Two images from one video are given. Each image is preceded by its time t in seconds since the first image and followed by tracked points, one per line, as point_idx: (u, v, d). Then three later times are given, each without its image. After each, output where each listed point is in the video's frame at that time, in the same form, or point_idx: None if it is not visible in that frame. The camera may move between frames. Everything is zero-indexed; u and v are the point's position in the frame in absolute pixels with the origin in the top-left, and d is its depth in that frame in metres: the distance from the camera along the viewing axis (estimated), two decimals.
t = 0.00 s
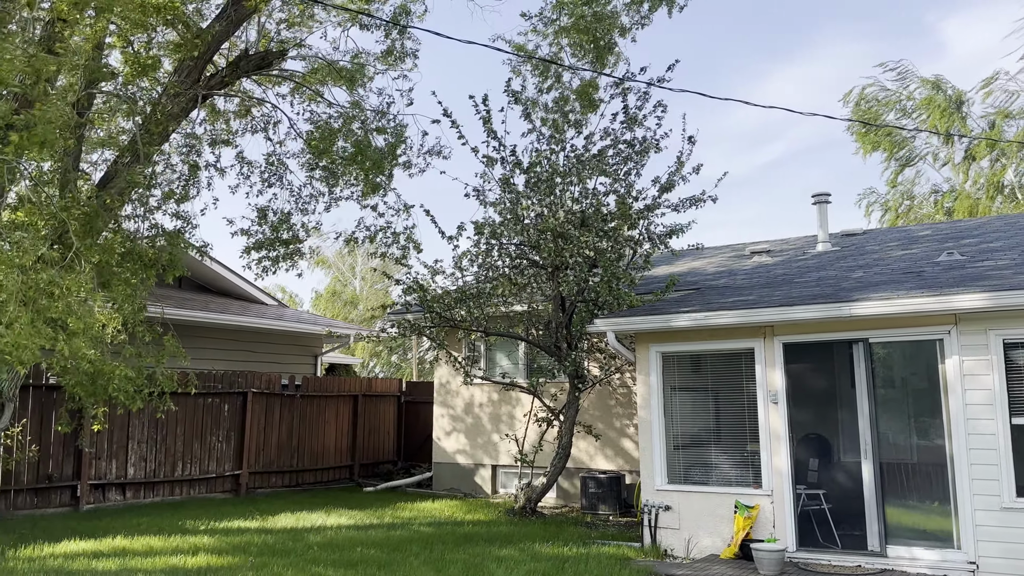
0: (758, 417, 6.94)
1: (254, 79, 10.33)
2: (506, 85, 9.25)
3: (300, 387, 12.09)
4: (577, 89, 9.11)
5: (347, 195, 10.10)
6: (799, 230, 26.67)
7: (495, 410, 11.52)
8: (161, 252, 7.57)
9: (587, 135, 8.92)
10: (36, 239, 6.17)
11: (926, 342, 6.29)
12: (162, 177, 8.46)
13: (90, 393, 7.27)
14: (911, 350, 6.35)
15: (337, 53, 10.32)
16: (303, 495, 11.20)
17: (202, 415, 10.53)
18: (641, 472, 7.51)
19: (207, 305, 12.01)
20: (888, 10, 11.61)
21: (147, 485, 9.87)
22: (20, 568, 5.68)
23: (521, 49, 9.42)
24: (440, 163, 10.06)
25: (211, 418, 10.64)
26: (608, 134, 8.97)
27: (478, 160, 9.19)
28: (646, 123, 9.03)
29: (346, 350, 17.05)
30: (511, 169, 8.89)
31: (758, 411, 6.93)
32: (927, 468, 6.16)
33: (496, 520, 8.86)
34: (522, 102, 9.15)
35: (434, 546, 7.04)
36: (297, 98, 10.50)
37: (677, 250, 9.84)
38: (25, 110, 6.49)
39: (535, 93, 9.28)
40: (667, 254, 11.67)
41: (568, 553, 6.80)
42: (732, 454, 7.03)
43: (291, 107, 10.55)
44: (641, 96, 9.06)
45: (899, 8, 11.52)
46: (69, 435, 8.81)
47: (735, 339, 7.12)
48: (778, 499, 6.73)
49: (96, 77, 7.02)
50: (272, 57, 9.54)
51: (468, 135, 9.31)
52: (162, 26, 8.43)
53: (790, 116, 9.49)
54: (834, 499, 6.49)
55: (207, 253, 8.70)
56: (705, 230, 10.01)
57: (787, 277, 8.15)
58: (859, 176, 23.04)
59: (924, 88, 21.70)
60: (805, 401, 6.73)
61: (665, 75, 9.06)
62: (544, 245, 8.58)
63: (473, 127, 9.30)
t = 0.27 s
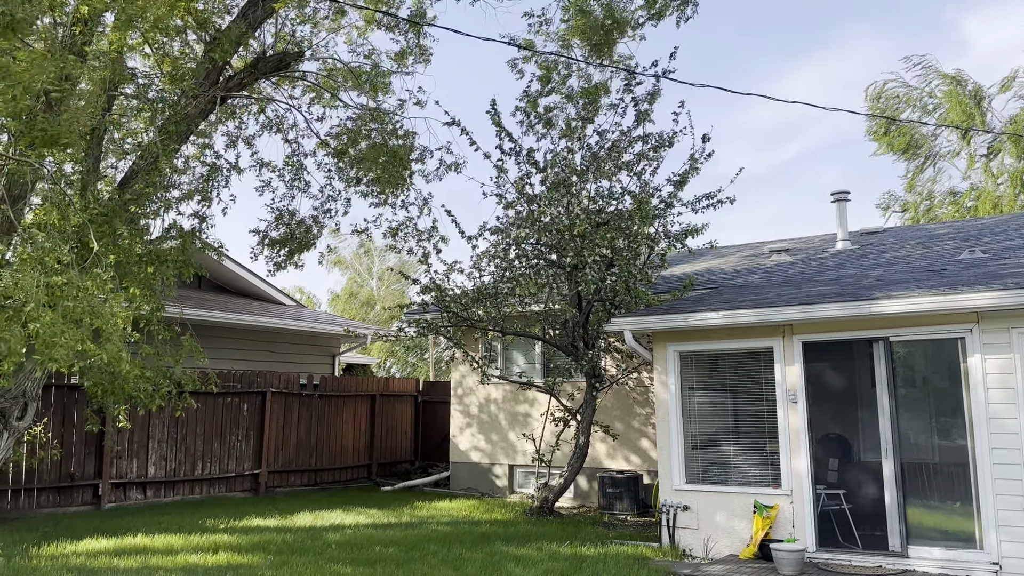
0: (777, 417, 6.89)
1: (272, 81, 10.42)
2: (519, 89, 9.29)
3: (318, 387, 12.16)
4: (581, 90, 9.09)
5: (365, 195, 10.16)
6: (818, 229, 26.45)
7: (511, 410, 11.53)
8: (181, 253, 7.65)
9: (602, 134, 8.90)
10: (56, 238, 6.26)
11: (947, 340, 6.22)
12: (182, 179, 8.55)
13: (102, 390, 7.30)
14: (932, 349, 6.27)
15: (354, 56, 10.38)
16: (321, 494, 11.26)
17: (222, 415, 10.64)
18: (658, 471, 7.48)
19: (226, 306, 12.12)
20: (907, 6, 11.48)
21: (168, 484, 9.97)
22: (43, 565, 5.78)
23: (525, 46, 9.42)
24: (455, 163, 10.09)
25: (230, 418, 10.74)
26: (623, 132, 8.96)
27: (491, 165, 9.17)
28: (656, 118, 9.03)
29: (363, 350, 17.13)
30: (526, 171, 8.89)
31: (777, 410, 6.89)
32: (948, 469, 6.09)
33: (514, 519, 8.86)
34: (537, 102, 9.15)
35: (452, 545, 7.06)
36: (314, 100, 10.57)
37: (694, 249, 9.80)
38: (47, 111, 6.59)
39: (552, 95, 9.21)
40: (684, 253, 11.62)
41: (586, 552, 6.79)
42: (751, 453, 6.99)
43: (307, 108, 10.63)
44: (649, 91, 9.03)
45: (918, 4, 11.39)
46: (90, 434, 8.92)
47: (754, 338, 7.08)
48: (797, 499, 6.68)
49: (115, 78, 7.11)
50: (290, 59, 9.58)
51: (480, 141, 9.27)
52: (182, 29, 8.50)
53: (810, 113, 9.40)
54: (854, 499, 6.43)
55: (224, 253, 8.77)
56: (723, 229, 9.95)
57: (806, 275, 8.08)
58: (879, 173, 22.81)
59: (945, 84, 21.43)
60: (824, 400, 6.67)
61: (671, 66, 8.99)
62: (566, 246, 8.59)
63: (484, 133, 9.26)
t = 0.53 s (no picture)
0: (795, 415, 6.85)
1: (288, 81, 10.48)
2: (528, 90, 9.31)
3: (335, 385, 12.23)
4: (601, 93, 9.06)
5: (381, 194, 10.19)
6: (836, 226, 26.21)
7: (527, 408, 11.53)
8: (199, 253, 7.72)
9: (617, 131, 8.88)
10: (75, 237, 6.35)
11: (967, 338, 6.15)
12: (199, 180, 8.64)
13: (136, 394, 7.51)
14: (952, 347, 6.20)
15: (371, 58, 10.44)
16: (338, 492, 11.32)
17: (240, 413, 10.72)
18: (675, 470, 7.45)
19: (244, 305, 12.22)
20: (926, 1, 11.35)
21: (187, 482, 10.07)
22: (64, 562, 5.86)
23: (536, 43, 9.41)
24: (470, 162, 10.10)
25: (248, 416, 10.83)
26: (638, 129, 8.92)
27: (502, 164, 9.17)
28: (675, 115, 8.94)
29: (379, 348, 17.19)
30: (539, 167, 8.90)
31: (795, 409, 6.85)
32: (968, 468, 6.02)
33: (530, 518, 8.87)
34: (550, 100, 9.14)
35: (468, 543, 7.08)
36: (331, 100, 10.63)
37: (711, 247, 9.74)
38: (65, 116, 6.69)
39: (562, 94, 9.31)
40: (700, 251, 11.55)
41: (602, 551, 6.79)
42: (768, 452, 6.95)
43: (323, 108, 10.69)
44: (670, 91, 8.96)
45: None
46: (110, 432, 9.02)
47: (771, 336, 7.03)
48: (815, 498, 6.63)
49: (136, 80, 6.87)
50: (306, 59, 9.67)
51: (488, 142, 9.31)
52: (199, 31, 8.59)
53: (829, 110, 9.33)
54: (873, 498, 6.38)
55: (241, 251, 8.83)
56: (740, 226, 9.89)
57: (824, 273, 8.01)
58: (898, 169, 22.55)
59: (966, 79, 21.16)
60: (843, 399, 6.62)
61: (692, 68, 8.97)
62: (576, 242, 8.61)
63: (491, 134, 9.26)
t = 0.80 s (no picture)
0: (810, 413, 6.82)
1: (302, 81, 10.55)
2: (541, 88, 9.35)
3: (349, 382, 12.30)
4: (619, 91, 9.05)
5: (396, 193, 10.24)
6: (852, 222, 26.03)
7: (541, 406, 11.55)
8: (216, 251, 7.79)
9: (630, 128, 8.87)
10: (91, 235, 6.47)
11: (984, 335, 6.10)
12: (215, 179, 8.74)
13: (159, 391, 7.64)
14: (969, 344, 6.16)
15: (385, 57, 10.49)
16: (353, 489, 11.40)
17: (256, 409, 10.82)
18: (689, 468, 7.44)
19: (259, 303, 12.32)
20: None
21: (203, 478, 10.17)
22: (84, 557, 5.95)
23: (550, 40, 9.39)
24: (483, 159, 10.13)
25: (263, 413, 10.92)
26: (652, 126, 8.89)
27: (513, 163, 9.19)
28: (691, 111, 8.91)
29: (393, 346, 17.27)
30: (551, 165, 8.90)
31: (810, 406, 6.82)
32: (986, 466, 5.98)
33: (544, 515, 8.89)
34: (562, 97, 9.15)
35: (482, 540, 7.11)
36: (345, 99, 10.69)
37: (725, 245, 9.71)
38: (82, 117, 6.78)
39: (575, 93, 9.33)
40: (714, 248, 11.52)
41: (616, 548, 6.80)
42: (783, 450, 6.93)
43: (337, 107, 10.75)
44: (685, 87, 8.91)
45: None
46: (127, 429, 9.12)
47: (786, 334, 7.01)
48: (831, 495, 6.61)
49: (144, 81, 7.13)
50: (320, 58, 9.72)
51: (499, 140, 9.29)
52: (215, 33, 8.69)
53: (844, 106, 9.27)
54: (889, 496, 6.34)
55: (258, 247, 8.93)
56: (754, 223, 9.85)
57: (840, 269, 7.97)
58: (915, 164, 22.35)
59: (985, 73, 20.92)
60: (858, 396, 6.58)
61: (706, 62, 8.92)
62: (589, 240, 8.62)
63: (503, 131, 9.28)
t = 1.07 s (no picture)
0: (823, 410, 6.78)
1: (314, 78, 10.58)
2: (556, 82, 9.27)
3: (361, 379, 12.35)
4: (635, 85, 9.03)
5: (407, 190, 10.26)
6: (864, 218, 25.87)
7: (552, 402, 11.55)
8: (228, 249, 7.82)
9: (641, 124, 8.84)
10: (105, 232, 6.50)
11: (999, 331, 6.04)
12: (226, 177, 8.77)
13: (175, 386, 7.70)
14: (984, 341, 6.10)
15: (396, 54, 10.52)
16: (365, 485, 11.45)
17: (269, 406, 10.88)
18: (701, 465, 7.42)
19: (271, 300, 12.39)
20: None
21: (216, 474, 10.24)
22: (99, 552, 6.02)
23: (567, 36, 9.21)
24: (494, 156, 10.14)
25: (276, 409, 10.98)
26: (663, 122, 8.85)
27: (528, 158, 9.17)
28: (700, 105, 8.86)
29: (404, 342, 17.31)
30: (564, 162, 8.87)
31: (823, 402, 6.78)
32: (1001, 463, 5.92)
33: (555, 511, 8.90)
34: (576, 93, 9.12)
35: (493, 536, 7.12)
36: (357, 97, 10.72)
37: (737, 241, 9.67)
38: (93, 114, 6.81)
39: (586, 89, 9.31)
40: (726, 244, 11.48)
41: (627, 545, 6.79)
42: (795, 447, 6.89)
43: (349, 104, 10.78)
44: (694, 82, 8.87)
45: None
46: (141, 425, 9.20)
47: (798, 330, 6.97)
48: (843, 492, 6.57)
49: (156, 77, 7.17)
50: (331, 56, 9.65)
51: (514, 134, 9.31)
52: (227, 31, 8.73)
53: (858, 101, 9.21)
54: (902, 493, 6.30)
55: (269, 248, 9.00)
56: (766, 218, 9.80)
57: (853, 265, 7.92)
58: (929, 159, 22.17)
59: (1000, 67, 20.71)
60: (872, 393, 6.54)
61: (717, 57, 8.90)
62: (600, 236, 8.60)
63: (518, 126, 9.29)
